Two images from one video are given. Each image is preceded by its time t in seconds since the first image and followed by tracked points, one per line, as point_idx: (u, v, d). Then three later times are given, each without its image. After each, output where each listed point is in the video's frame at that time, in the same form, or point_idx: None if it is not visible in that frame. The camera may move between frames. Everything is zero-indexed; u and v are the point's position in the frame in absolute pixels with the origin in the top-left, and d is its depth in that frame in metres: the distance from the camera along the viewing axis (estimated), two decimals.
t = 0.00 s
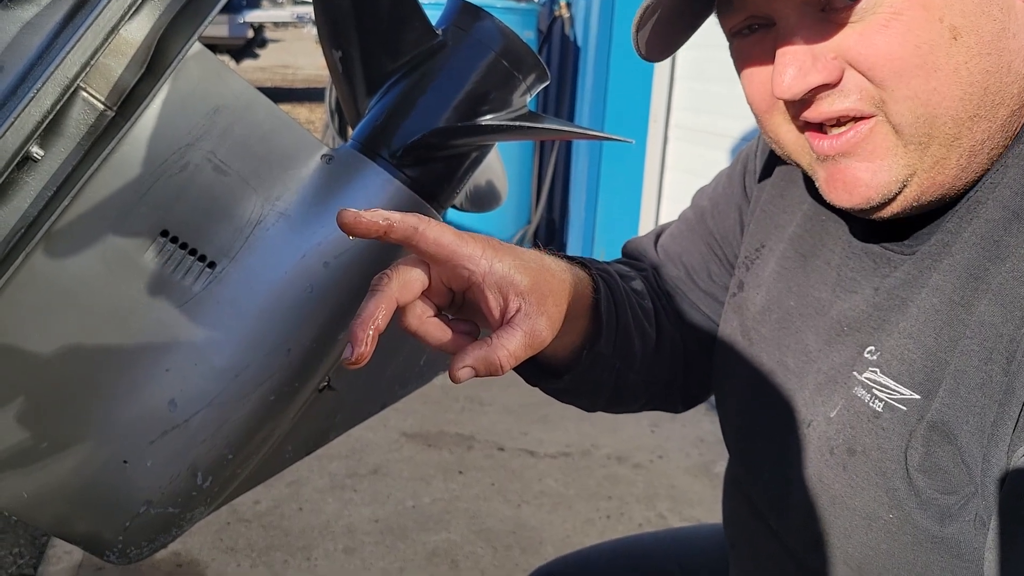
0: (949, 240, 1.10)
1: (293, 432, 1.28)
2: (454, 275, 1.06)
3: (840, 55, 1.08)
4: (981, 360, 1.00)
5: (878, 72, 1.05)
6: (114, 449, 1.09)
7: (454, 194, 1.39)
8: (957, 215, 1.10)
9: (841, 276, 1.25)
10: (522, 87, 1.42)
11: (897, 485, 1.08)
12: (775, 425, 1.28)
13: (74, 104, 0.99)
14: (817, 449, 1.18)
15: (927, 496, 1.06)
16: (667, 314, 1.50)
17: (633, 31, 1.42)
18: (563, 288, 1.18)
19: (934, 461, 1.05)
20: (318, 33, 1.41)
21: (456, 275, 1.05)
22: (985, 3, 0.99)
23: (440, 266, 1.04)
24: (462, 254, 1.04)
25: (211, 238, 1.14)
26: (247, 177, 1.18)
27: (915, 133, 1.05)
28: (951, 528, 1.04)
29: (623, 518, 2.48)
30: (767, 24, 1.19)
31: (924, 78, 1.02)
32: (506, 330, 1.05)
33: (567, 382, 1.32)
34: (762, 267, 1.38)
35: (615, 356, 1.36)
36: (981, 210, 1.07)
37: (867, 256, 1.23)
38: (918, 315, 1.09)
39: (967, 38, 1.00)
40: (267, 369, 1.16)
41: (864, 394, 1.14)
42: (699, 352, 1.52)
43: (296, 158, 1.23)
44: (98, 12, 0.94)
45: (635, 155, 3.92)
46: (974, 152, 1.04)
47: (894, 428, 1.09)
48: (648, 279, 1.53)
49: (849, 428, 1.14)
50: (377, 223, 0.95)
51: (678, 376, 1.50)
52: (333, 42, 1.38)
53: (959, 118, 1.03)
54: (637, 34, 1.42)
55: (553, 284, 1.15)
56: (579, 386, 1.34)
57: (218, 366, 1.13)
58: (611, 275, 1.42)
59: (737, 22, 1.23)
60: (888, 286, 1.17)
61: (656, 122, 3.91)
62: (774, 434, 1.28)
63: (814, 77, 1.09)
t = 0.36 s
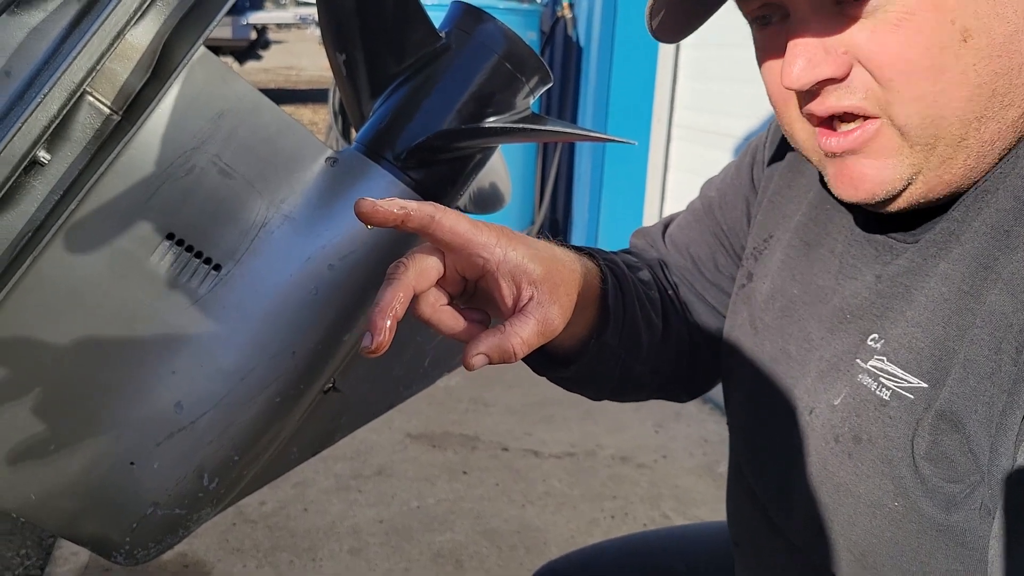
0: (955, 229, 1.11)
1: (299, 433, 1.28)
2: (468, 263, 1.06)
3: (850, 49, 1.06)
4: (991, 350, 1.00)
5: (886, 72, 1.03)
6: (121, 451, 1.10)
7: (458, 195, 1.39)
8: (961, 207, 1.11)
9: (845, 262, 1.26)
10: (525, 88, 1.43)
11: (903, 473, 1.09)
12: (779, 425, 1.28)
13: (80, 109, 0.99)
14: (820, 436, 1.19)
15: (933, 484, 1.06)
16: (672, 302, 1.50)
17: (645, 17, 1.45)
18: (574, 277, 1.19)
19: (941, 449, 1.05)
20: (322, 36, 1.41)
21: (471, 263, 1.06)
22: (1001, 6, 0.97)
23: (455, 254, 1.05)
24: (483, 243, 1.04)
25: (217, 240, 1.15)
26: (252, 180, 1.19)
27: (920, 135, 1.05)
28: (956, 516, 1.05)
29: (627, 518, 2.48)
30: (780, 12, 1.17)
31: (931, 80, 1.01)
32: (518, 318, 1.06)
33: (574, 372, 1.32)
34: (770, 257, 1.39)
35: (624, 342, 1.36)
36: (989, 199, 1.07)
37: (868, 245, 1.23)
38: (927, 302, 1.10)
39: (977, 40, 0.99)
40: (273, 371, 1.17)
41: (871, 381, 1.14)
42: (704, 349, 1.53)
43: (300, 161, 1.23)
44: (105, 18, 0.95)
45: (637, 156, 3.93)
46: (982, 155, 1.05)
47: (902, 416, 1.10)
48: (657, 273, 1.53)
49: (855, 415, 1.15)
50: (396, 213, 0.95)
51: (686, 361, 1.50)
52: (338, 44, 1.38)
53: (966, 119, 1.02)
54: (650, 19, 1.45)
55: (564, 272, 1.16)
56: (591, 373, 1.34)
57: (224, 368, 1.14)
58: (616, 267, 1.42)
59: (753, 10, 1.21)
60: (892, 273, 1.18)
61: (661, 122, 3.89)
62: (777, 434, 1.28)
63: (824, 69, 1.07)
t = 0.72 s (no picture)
0: (959, 231, 1.18)
1: (304, 431, 1.29)
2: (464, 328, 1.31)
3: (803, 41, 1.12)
4: (998, 352, 1.07)
5: (833, 74, 1.10)
6: (125, 451, 1.10)
7: (462, 194, 1.40)
8: (965, 206, 1.18)
9: (845, 268, 1.35)
10: (529, 87, 1.43)
11: (909, 474, 1.16)
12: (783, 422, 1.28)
13: (84, 108, 1.00)
14: (821, 439, 1.26)
15: (940, 485, 1.13)
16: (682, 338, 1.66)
17: None
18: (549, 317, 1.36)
19: (948, 450, 1.12)
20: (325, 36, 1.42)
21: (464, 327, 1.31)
22: (947, 33, 1.04)
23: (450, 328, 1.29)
24: (466, 310, 1.32)
25: (222, 240, 1.15)
26: (256, 179, 1.18)
27: (859, 134, 1.13)
28: (964, 517, 1.12)
29: (631, 518, 2.48)
30: None
31: (872, 90, 1.09)
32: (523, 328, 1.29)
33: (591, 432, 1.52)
34: (772, 272, 1.47)
35: (631, 394, 1.56)
36: (993, 202, 1.14)
37: (871, 249, 1.31)
38: (931, 304, 1.17)
39: (917, 62, 1.06)
40: (278, 369, 1.18)
41: (874, 383, 1.21)
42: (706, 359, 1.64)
43: (303, 160, 1.23)
44: (109, 17, 0.95)
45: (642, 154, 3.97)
46: (919, 163, 1.15)
47: (906, 418, 1.16)
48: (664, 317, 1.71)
49: (858, 417, 1.22)
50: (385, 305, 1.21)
51: (698, 392, 1.65)
52: (340, 44, 1.39)
53: (904, 132, 1.11)
54: None
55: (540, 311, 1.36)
56: (604, 430, 1.54)
57: (229, 366, 1.14)
58: (621, 326, 1.64)
59: None
60: (893, 275, 1.26)
61: (662, 122, 3.94)
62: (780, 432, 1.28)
63: (780, 55, 1.13)
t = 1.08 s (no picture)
0: (957, 222, 1.19)
1: (305, 427, 1.29)
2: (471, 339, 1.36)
3: (777, 34, 1.15)
4: (996, 342, 1.09)
5: (800, 66, 1.14)
6: (125, 446, 1.09)
7: (463, 188, 1.40)
8: (965, 195, 1.19)
9: (845, 262, 1.35)
10: (529, 81, 1.42)
11: (907, 466, 1.16)
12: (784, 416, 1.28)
13: (83, 102, 1.01)
14: (822, 433, 1.26)
15: (939, 477, 1.14)
16: (686, 341, 1.67)
17: None
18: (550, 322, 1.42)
19: (946, 443, 1.13)
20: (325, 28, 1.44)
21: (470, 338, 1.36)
22: (908, 33, 1.07)
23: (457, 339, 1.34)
24: (471, 318, 1.36)
25: (222, 234, 1.14)
26: (255, 172, 1.17)
27: (824, 124, 1.18)
28: (961, 509, 1.12)
29: (632, 514, 2.48)
30: None
31: (834, 84, 1.13)
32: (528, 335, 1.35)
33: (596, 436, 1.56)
34: (772, 266, 1.47)
35: (636, 397, 1.58)
36: (993, 192, 1.15)
37: (870, 241, 1.32)
38: (929, 294, 1.18)
39: (878, 60, 1.10)
40: (278, 364, 1.18)
41: (873, 375, 1.22)
42: (706, 351, 1.66)
43: (302, 156, 1.22)
44: (107, 9, 0.95)
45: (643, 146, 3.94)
46: (893, 153, 1.19)
47: (904, 409, 1.17)
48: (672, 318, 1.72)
49: (856, 410, 1.23)
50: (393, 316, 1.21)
51: (701, 392, 1.65)
52: (340, 38, 1.41)
53: (869, 124, 1.16)
54: None
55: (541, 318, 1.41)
56: (610, 435, 1.58)
57: (230, 361, 1.14)
58: (628, 330, 1.67)
59: None
60: (892, 267, 1.26)
61: (662, 117, 3.93)
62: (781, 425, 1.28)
63: (753, 46, 1.17)
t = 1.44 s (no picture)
0: (961, 223, 1.19)
1: (309, 424, 1.29)
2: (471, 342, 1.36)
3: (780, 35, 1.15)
4: (1001, 345, 1.09)
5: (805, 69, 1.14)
6: (130, 442, 1.10)
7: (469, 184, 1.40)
8: (966, 197, 1.19)
9: (847, 262, 1.35)
10: (533, 78, 1.42)
11: (909, 470, 1.16)
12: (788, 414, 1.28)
13: (88, 98, 1.01)
14: (825, 437, 1.26)
15: (941, 481, 1.14)
16: (689, 342, 1.67)
17: None
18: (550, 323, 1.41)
19: (949, 447, 1.13)
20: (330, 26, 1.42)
21: (470, 341, 1.36)
22: (912, 35, 1.06)
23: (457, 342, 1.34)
24: (471, 321, 1.37)
25: (227, 231, 1.14)
26: (261, 169, 1.17)
27: (831, 123, 1.18)
28: (963, 513, 1.13)
29: (635, 511, 2.48)
30: None
31: (839, 88, 1.13)
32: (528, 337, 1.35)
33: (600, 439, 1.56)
34: (772, 266, 1.47)
35: (640, 399, 1.58)
36: (995, 193, 1.16)
37: (871, 242, 1.31)
38: (932, 297, 1.18)
39: (882, 62, 1.09)
40: (283, 360, 1.18)
41: (875, 378, 1.22)
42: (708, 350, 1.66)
43: (307, 152, 1.22)
44: (113, 6, 0.96)
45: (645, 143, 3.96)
46: (898, 156, 1.18)
47: (906, 413, 1.17)
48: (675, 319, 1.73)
49: (859, 413, 1.23)
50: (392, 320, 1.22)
51: (705, 392, 1.65)
52: (344, 34, 1.39)
53: (875, 127, 1.15)
54: None
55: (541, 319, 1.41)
56: (614, 437, 1.58)
57: (235, 358, 1.14)
58: (630, 332, 1.67)
59: None
60: (893, 269, 1.26)
61: (664, 116, 3.95)
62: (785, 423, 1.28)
63: (757, 45, 1.17)
